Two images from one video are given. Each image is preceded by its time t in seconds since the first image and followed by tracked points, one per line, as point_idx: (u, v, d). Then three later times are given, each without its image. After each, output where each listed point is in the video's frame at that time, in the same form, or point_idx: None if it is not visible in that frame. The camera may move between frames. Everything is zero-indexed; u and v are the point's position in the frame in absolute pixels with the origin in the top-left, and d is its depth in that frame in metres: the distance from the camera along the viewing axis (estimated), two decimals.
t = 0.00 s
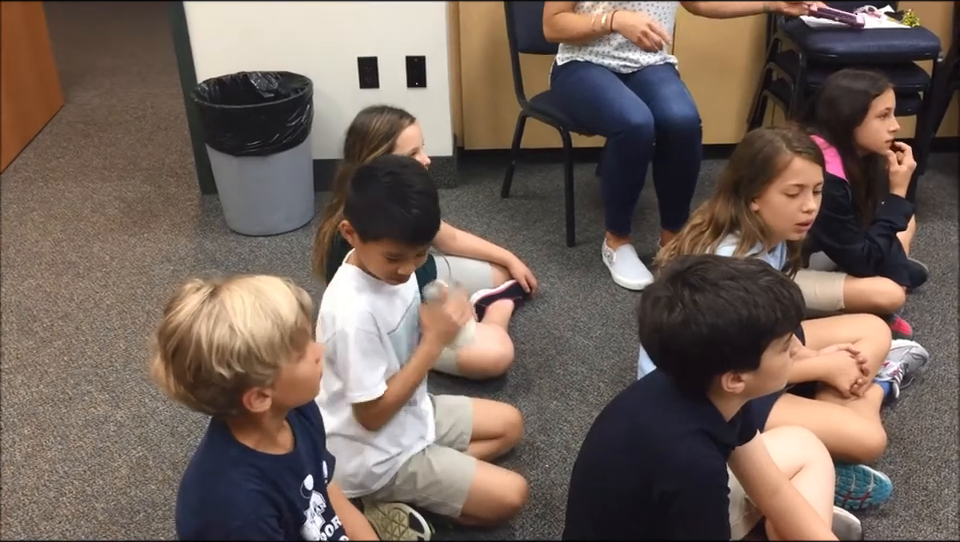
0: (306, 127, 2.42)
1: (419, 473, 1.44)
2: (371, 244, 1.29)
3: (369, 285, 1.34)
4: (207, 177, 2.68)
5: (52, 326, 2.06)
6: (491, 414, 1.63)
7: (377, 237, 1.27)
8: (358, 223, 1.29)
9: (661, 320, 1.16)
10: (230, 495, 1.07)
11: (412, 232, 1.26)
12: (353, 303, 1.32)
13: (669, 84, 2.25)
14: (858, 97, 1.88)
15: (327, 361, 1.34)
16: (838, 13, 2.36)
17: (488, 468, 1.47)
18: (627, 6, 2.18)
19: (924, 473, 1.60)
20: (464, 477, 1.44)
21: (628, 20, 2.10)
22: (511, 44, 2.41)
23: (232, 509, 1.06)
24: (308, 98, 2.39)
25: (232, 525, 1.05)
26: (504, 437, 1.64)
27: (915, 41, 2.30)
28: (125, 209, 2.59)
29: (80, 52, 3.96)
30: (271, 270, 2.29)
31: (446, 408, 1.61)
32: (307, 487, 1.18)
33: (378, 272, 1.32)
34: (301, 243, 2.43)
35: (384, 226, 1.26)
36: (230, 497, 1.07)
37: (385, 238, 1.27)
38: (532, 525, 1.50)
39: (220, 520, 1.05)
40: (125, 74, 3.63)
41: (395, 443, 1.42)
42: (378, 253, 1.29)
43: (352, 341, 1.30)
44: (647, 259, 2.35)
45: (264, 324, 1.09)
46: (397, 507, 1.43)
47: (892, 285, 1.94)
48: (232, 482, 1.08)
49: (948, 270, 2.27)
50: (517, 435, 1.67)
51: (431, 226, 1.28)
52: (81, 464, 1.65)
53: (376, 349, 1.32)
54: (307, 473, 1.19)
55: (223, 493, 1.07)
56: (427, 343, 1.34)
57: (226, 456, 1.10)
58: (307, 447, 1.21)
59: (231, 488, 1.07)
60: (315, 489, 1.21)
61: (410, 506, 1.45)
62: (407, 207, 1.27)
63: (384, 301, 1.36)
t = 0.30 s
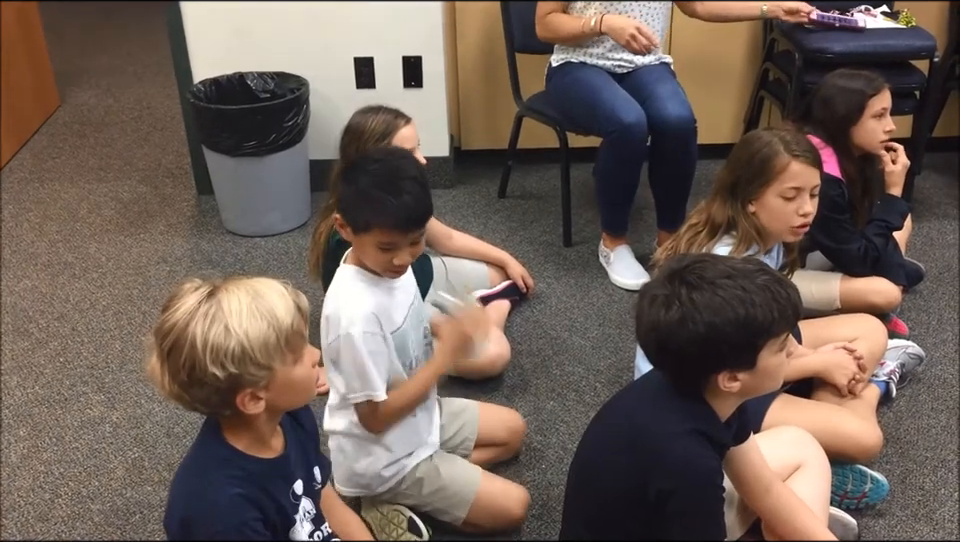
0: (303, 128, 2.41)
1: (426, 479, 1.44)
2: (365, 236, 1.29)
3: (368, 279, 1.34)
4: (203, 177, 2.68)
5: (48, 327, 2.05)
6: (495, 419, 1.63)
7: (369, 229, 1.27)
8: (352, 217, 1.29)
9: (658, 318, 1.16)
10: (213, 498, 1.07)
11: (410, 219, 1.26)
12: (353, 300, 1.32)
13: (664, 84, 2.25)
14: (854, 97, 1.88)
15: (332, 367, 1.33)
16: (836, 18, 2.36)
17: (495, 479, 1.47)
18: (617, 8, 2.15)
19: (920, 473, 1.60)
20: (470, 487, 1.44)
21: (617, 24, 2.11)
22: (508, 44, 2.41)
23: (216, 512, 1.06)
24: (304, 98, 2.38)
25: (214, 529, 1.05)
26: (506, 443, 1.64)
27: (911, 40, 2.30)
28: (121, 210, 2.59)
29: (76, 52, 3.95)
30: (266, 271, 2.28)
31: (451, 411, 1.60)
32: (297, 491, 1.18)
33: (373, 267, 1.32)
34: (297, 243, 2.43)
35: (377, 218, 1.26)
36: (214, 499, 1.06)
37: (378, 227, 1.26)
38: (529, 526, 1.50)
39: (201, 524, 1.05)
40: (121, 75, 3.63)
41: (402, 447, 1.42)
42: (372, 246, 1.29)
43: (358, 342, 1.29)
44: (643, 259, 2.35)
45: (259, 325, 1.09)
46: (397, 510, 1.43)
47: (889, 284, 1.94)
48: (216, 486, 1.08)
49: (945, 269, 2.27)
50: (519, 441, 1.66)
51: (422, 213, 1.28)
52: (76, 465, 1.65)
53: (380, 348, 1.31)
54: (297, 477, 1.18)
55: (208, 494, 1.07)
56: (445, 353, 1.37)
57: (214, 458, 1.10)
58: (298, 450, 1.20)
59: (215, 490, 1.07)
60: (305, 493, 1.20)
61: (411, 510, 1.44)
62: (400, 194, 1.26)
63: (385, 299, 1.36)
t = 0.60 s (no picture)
0: (302, 129, 2.42)
1: (421, 477, 1.44)
2: (364, 238, 1.29)
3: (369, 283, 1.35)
4: (203, 179, 2.68)
5: (48, 329, 2.05)
6: (492, 419, 1.63)
7: (369, 228, 1.28)
8: (351, 218, 1.29)
9: (659, 318, 1.16)
10: (211, 498, 1.07)
11: (410, 217, 1.27)
12: (353, 299, 1.32)
13: (661, 86, 2.25)
14: (853, 98, 1.88)
15: (327, 370, 1.33)
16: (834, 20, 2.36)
17: (490, 470, 1.48)
18: (612, 9, 2.15)
19: (921, 475, 1.60)
20: (465, 479, 1.45)
21: (611, 28, 2.12)
22: (507, 45, 2.41)
23: (213, 511, 1.06)
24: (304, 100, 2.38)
25: (212, 530, 1.05)
26: (503, 442, 1.64)
27: (910, 42, 2.30)
28: (121, 212, 2.59)
29: (76, 54, 3.95)
30: (266, 273, 2.28)
31: (445, 413, 1.61)
32: (296, 495, 1.17)
33: (374, 267, 1.32)
34: (297, 245, 2.43)
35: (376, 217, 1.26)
36: (212, 500, 1.07)
37: (378, 227, 1.27)
38: (530, 528, 1.50)
39: (198, 524, 1.05)
40: (121, 76, 3.62)
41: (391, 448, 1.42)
42: (373, 248, 1.29)
43: (357, 343, 1.29)
44: (643, 261, 2.35)
45: (263, 327, 1.09)
46: (395, 511, 1.43)
47: (889, 285, 1.94)
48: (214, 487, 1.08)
49: (945, 270, 2.27)
50: (517, 440, 1.66)
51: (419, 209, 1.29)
52: (76, 467, 1.65)
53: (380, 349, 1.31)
54: (296, 482, 1.18)
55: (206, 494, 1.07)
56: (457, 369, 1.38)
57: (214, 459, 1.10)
58: (299, 452, 1.20)
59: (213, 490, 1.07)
60: (304, 498, 1.19)
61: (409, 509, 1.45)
62: (399, 192, 1.26)
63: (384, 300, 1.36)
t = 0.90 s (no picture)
0: (302, 130, 2.42)
1: (418, 475, 1.44)
2: (356, 240, 1.30)
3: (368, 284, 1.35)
4: (204, 179, 2.68)
5: (48, 329, 2.05)
6: (491, 419, 1.64)
7: (359, 231, 1.28)
8: (342, 220, 1.30)
9: (660, 315, 1.16)
10: (210, 496, 1.07)
11: (395, 223, 1.25)
12: (351, 297, 1.32)
13: (661, 87, 2.25)
14: (852, 99, 1.88)
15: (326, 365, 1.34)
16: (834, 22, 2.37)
17: (487, 469, 1.48)
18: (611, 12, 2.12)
19: (920, 475, 1.60)
20: (463, 477, 1.45)
21: (610, 33, 2.11)
22: (508, 46, 2.41)
23: (212, 510, 1.06)
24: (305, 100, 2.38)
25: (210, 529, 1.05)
26: (503, 442, 1.64)
27: (910, 43, 2.30)
28: (121, 212, 2.59)
29: (76, 54, 3.95)
30: (266, 273, 2.28)
31: (444, 414, 1.61)
32: (295, 495, 1.18)
33: (368, 270, 1.32)
34: (297, 246, 2.44)
35: (360, 221, 1.26)
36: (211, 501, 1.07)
37: (365, 231, 1.27)
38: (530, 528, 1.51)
39: (197, 523, 1.06)
40: (121, 76, 3.62)
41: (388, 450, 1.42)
42: (363, 250, 1.30)
43: (352, 340, 1.30)
44: (643, 261, 2.35)
45: (267, 327, 1.09)
46: (394, 511, 1.43)
47: (888, 286, 1.94)
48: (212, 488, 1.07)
49: (945, 271, 2.27)
50: (517, 441, 1.66)
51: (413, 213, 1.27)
52: (76, 467, 1.65)
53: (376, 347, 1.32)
54: (295, 481, 1.18)
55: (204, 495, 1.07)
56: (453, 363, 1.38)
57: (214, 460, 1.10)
58: (297, 453, 1.20)
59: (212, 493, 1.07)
60: (302, 498, 1.19)
61: (407, 508, 1.45)
62: (389, 198, 1.25)
63: (383, 302, 1.36)
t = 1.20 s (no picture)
0: (302, 129, 2.42)
1: (419, 477, 1.45)
2: (355, 248, 1.30)
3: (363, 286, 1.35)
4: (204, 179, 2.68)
5: (48, 328, 2.05)
6: (490, 418, 1.64)
7: (358, 240, 1.28)
8: (341, 227, 1.30)
9: (657, 311, 1.16)
10: (211, 493, 1.07)
11: (396, 232, 1.26)
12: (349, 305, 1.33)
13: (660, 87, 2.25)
14: (852, 100, 1.88)
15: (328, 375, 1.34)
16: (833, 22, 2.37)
17: (489, 474, 1.48)
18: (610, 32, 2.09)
19: (918, 476, 1.61)
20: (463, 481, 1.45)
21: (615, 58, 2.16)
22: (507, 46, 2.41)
23: (213, 505, 1.06)
24: (304, 100, 2.38)
25: (212, 526, 1.06)
26: (505, 442, 1.65)
27: (909, 44, 2.30)
28: (121, 212, 2.59)
29: (76, 54, 3.95)
30: (265, 272, 2.29)
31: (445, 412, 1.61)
32: (295, 493, 1.18)
33: (368, 278, 1.33)
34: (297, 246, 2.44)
35: (358, 229, 1.27)
36: (211, 496, 1.07)
37: (365, 241, 1.27)
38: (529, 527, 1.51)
39: (199, 519, 1.06)
40: (121, 76, 3.62)
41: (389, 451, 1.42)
42: (362, 258, 1.31)
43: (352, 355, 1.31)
44: (642, 262, 2.35)
45: (280, 329, 1.09)
46: (395, 511, 1.44)
47: (887, 287, 1.94)
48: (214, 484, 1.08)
49: (944, 272, 2.28)
50: (517, 440, 1.67)
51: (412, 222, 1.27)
52: (76, 465, 1.66)
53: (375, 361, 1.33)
54: (295, 480, 1.18)
55: (205, 490, 1.07)
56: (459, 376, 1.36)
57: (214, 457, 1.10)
58: (296, 453, 1.20)
59: (213, 489, 1.08)
60: (301, 496, 1.19)
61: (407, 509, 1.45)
62: (391, 209, 1.25)
63: (381, 306, 1.37)
